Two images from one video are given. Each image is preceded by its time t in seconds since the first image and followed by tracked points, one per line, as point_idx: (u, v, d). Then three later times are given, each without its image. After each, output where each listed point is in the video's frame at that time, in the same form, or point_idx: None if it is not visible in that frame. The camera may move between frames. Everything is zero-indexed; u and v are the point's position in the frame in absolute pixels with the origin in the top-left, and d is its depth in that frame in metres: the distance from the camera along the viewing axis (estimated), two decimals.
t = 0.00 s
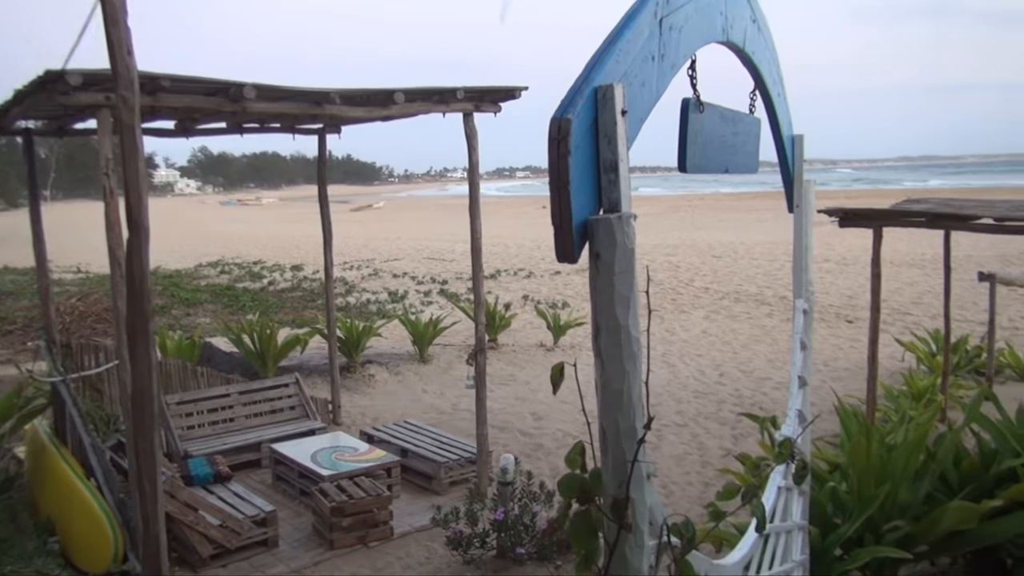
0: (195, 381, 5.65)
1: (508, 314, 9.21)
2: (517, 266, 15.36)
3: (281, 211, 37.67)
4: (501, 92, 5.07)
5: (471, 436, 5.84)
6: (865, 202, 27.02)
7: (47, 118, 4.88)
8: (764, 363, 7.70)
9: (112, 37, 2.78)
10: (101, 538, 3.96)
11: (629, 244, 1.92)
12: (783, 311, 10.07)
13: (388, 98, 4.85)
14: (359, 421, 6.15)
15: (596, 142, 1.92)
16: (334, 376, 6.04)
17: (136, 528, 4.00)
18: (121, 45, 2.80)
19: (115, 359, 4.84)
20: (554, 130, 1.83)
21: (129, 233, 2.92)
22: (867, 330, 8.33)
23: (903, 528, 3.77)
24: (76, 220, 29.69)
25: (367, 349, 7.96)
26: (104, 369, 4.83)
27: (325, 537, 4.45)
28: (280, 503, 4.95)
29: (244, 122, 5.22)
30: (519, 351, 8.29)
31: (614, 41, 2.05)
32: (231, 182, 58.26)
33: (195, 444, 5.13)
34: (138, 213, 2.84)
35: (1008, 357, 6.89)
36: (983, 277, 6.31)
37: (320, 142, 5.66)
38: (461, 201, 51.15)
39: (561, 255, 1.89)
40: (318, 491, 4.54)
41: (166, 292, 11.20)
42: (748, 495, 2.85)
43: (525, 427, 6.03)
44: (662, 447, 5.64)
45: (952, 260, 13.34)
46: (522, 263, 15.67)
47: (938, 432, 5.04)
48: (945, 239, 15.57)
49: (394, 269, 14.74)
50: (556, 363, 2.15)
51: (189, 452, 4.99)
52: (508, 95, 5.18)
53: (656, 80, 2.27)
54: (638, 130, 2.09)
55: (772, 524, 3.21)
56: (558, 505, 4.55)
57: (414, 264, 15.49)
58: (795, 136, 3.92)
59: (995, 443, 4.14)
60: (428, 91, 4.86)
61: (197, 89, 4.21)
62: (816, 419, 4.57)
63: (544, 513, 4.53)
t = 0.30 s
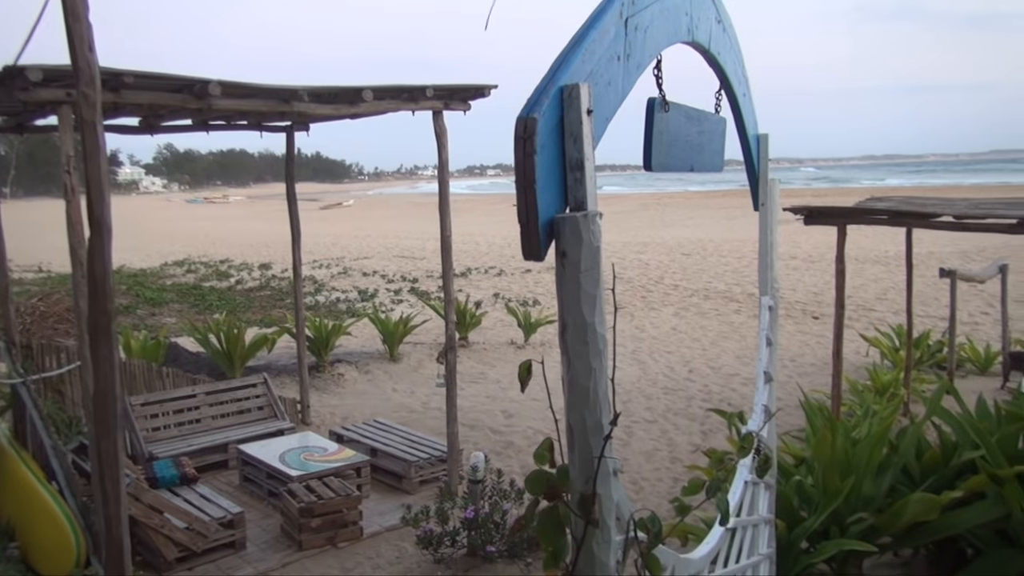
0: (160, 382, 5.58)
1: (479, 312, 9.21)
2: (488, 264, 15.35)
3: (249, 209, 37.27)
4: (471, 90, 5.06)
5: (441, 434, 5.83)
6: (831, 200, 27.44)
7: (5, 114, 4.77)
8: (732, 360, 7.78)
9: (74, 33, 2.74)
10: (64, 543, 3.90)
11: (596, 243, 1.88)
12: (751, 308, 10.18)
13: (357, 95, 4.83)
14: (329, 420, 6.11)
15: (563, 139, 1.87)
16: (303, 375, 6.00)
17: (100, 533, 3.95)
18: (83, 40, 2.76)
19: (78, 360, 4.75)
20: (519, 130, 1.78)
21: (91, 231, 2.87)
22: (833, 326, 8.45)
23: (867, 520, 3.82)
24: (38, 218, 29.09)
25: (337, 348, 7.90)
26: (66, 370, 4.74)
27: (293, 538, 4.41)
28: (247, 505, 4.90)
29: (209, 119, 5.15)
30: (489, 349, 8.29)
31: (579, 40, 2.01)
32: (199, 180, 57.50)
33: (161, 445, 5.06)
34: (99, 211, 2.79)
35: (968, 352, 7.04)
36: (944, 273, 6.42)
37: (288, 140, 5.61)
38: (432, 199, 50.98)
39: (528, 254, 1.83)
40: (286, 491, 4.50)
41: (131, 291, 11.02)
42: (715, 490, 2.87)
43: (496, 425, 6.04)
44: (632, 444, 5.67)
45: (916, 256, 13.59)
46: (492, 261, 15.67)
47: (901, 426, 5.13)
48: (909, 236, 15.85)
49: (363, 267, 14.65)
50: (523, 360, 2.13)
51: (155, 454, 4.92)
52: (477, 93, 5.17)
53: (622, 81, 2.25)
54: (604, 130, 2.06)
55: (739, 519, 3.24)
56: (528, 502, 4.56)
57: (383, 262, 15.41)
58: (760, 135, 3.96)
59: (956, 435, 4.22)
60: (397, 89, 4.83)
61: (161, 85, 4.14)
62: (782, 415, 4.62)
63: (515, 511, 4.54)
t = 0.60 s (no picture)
0: (126, 381, 5.51)
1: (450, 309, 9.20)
2: (459, 261, 15.34)
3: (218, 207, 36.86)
4: (441, 87, 5.05)
5: (413, 432, 5.82)
6: (799, 197, 27.83)
7: None
8: (702, 356, 7.86)
9: (34, 28, 2.70)
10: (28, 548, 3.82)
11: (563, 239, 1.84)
12: (720, 304, 10.29)
13: (326, 91, 4.80)
14: (299, 419, 6.07)
15: (529, 134, 1.83)
16: (272, 374, 5.95)
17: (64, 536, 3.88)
18: (43, 34, 2.72)
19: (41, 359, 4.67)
20: (486, 125, 1.73)
21: (53, 229, 2.83)
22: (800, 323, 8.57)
23: (833, 512, 3.87)
24: None
25: (307, 347, 7.85)
26: (30, 370, 4.66)
27: (263, 538, 4.38)
28: (216, 505, 4.85)
29: (175, 116, 5.08)
30: (460, 346, 8.28)
31: (546, 37, 1.98)
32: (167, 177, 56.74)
33: (127, 446, 4.99)
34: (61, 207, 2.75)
35: (931, 347, 7.17)
36: (909, 269, 6.53)
37: (255, 136, 5.55)
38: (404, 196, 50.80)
39: (495, 250, 1.78)
40: (256, 491, 4.47)
41: (96, 290, 10.84)
42: (682, 484, 2.90)
43: (467, 422, 6.04)
44: (603, 440, 5.70)
45: (881, 253, 13.83)
46: (464, 259, 15.66)
47: (866, 420, 5.21)
48: (874, 233, 16.12)
49: (334, 265, 14.57)
50: (492, 356, 2.09)
51: (121, 454, 4.85)
52: (447, 89, 5.16)
53: (590, 78, 2.22)
54: (571, 127, 2.03)
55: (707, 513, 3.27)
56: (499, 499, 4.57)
57: (354, 259, 15.33)
58: (727, 133, 4.00)
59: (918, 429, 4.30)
60: (366, 85, 4.81)
61: (125, 80, 4.07)
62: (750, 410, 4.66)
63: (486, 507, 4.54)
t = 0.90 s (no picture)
0: (93, 381, 5.43)
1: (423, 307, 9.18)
2: (432, 258, 15.31)
3: (187, 204, 36.38)
4: (411, 82, 5.04)
5: (385, 430, 5.80)
6: (768, 194, 28.15)
7: None
8: (673, 351, 7.92)
9: None
10: None
11: (532, 235, 1.83)
12: (691, 300, 10.38)
13: (295, 87, 4.77)
14: (270, 418, 6.02)
15: (498, 131, 1.82)
16: (243, 373, 5.90)
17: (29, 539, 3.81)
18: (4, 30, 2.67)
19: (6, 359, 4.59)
20: (455, 122, 1.72)
21: (16, 226, 2.79)
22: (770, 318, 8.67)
23: (801, 504, 3.93)
24: None
25: (278, 345, 7.79)
26: None
27: (234, 538, 4.34)
28: (186, 505, 4.80)
29: (141, 111, 5.02)
30: (433, 344, 8.27)
31: (515, 33, 1.97)
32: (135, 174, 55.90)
33: (94, 447, 4.91)
34: (24, 205, 2.71)
35: (897, 341, 7.30)
36: (876, 264, 6.63)
37: (224, 132, 5.50)
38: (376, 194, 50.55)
39: (465, 246, 1.77)
40: (226, 491, 4.43)
41: (61, 289, 10.67)
42: (651, 477, 2.92)
43: (440, 419, 6.03)
44: (576, 435, 5.73)
45: (848, 249, 14.03)
46: (436, 256, 15.63)
47: (834, 413, 5.30)
48: (842, 229, 16.35)
49: (305, 262, 14.46)
50: (463, 351, 2.07)
51: (87, 455, 4.78)
52: (418, 86, 5.15)
53: (559, 74, 2.22)
54: (540, 124, 2.02)
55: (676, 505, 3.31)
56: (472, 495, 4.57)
57: (325, 257, 15.23)
58: (697, 130, 4.04)
59: (885, 421, 4.37)
60: (336, 81, 4.79)
61: (90, 75, 4.00)
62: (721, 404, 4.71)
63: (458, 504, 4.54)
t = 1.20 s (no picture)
0: (60, 380, 5.36)
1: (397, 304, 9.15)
2: (406, 255, 15.26)
3: (157, 200, 35.89)
4: (384, 79, 5.03)
5: (359, 428, 5.78)
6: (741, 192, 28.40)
7: None
8: (647, 347, 7.98)
9: None
10: None
11: (503, 232, 1.83)
12: (664, 297, 10.45)
13: (266, 83, 4.73)
14: (242, 416, 5.97)
15: (469, 128, 1.81)
16: (214, 371, 5.84)
17: None
18: None
19: None
20: (426, 119, 1.71)
21: None
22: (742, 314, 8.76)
23: (772, 498, 3.96)
24: None
25: (250, 343, 7.72)
26: None
27: (205, 538, 4.30)
28: (156, 505, 4.75)
29: (109, 106, 4.95)
30: (407, 341, 8.25)
31: (486, 30, 1.97)
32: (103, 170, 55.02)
33: (62, 447, 4.84)
34: None
35: (866, 336, 7.41)
36: (845, 261, 6.72)
37: (194, 128, 5.44)
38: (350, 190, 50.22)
39: (437, 244, 1.77)
40: (198, 490, 4.38)
41: (28, 287, 10.49)
42: (624, 472, 2.93)
43: (414, 417, 6.02)
44: (550, 432, 5.75)
45: (819, 246, 14.21)
46: (410, 253, 15.58)
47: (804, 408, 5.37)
48: (813, 226, 16.55)
49: (277, 259, 14.34)
50: (435, 348, 2.05)
51: (55, 455, 4.71)
52: (391, 82, 5.13)
53: (530, 72, 2.22)
54: (511, 121, 2.02)
55: (648, 500, 3.33)
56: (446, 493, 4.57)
57: (298, 254, 15.12)
58: (668, 127, 4.07)
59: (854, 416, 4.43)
60: (308, 77, 4.76)
61: (56, 69, 3.94)
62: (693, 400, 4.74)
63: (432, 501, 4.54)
